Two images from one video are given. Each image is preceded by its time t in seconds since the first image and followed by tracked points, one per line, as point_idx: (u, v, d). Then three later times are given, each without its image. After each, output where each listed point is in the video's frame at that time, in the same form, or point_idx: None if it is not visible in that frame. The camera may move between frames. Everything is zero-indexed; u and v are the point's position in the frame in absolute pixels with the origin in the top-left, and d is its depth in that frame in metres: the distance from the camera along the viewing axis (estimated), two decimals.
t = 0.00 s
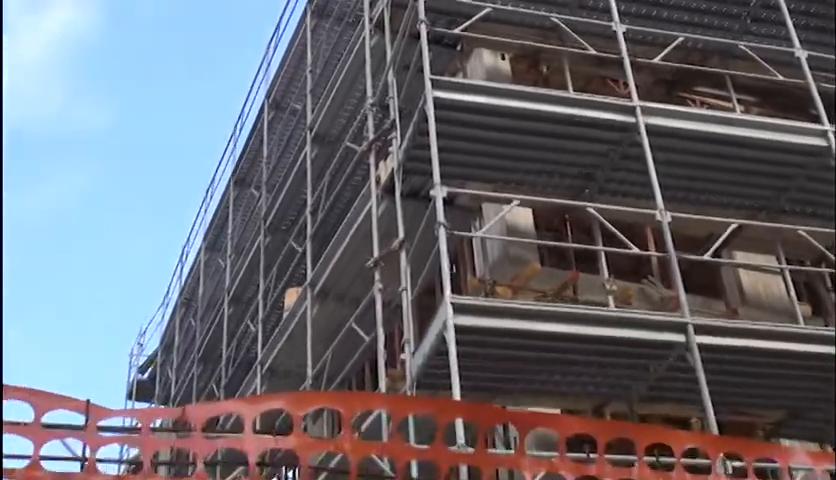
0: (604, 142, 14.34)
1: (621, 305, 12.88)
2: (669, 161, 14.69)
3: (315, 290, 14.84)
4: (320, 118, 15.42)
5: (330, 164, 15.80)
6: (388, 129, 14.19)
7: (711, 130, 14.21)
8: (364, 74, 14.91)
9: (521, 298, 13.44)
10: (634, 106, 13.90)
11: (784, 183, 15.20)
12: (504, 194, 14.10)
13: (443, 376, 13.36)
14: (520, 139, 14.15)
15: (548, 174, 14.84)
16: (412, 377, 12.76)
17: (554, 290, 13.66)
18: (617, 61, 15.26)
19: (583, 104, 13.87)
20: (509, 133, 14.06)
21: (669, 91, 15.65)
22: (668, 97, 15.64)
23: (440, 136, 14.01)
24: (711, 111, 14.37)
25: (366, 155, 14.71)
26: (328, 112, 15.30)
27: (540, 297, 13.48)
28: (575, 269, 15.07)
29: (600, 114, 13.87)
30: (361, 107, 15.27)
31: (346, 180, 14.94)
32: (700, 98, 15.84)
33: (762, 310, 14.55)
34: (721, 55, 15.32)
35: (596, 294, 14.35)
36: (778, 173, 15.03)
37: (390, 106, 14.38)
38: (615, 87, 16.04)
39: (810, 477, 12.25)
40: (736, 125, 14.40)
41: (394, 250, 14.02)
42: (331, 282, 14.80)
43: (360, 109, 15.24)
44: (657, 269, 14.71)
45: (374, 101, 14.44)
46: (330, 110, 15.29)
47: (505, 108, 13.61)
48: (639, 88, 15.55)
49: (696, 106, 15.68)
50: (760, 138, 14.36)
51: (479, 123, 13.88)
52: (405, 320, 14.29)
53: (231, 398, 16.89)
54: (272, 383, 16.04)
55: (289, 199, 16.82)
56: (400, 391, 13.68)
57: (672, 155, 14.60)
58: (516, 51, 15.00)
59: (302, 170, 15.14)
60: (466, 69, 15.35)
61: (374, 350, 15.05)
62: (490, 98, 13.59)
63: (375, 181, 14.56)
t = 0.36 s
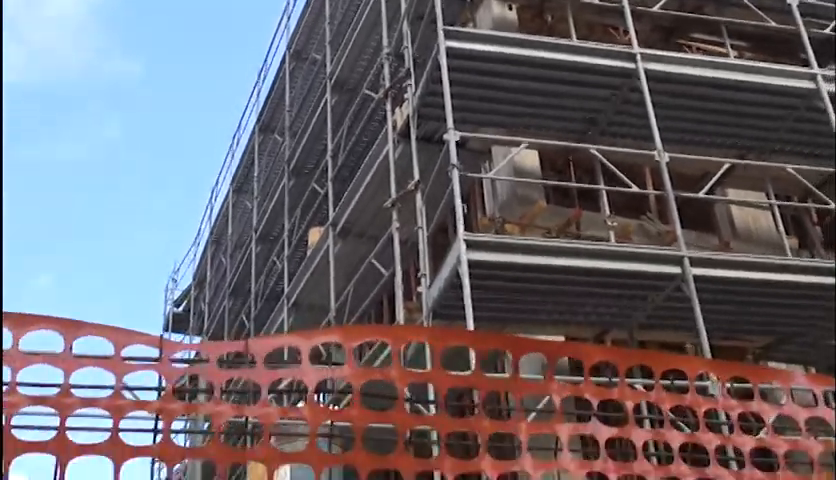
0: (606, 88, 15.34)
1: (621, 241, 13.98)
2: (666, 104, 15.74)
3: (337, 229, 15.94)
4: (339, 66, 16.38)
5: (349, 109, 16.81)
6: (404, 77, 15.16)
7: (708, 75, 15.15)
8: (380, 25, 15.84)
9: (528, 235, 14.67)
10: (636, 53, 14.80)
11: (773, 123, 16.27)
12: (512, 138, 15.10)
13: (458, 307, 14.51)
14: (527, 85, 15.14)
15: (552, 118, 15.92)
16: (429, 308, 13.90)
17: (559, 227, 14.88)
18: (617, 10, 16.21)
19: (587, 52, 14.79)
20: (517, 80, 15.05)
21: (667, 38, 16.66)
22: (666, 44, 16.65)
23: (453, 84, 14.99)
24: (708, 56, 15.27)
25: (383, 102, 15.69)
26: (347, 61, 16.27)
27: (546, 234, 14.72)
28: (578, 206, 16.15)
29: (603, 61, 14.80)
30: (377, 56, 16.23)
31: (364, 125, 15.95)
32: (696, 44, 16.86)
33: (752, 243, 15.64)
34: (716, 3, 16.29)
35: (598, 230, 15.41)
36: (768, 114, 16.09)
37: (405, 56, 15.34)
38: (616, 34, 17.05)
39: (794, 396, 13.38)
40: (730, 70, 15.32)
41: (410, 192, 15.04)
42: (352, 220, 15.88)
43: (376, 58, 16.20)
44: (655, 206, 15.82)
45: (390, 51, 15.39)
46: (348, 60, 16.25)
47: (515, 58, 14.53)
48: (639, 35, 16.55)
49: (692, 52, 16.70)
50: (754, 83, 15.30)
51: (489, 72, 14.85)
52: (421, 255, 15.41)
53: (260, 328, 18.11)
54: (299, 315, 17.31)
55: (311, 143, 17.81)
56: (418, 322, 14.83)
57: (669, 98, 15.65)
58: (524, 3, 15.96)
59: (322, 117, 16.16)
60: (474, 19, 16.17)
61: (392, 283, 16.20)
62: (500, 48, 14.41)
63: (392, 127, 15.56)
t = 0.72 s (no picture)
0: (605, 60, 16.38)
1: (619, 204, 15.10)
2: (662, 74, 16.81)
3: (354, 195, 17.06)
4: (355, 43, 17.43)
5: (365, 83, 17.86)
6: (416, 53, 16.20)
7: (701, 47, 16.18)
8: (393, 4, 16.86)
9: (532, 199, 15.68)
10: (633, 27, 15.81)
11: (762, 91, 17.36)
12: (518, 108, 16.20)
13: (469, 268, 15.65)
14: (531, 59, 16.19)
15: (555, 88, 17.01)
16: (442, 268, 15.04)
17: (562, 192, 15.86)
18: None
19: (588, 27, 15.81)
20: (522, 54, 16.09)
21: (661, 12, 17.71)
22: (660, 17, 17.70)
23: (462, 59, 16.03)
24: (701, 29, 16.28)
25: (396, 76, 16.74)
26: (362, 38, 17.30)
27: (549, 198, 15.70)
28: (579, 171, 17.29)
29: (603, 35, 15.82)
30: (391, 33, 17.27)
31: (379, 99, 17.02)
32: (689, 17, 17.91)
33: (742, 204, 16.79)
34: None
35: (598, 193, 16.50)
36: (757, 82, 17.16)
37: (417, 33, 16.36)
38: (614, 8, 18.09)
39: (780, 344, 14.58)
40: (730, 40, 16.32)
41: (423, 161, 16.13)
42: (369, 188, 17.00)
43: (390, 34, 17.23)
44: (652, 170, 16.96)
45: (403, 28, 16.41)
46: (364, 36, 17.29)
47: (520, 34, 15.54)
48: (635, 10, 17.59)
49: (685, 25, 17.75)
50: (744, 53, 16.34)
51: (496, 47, 15.89)
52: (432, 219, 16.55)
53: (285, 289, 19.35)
54: (322, 276, 18.62)
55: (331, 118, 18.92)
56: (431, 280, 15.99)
57: (664, 69, 16.72)
58: None
59: (339, 91, 17.23)
60: None
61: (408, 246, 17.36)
62: (507, 24, 15.41)
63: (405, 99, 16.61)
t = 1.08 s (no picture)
0: (606, 37, 17.40)
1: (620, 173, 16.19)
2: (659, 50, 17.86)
3: (371, 169, 18.13)
4: (370, 26, 18.47)
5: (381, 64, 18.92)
6: (428, 35, 17.21)
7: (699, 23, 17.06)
8: None
9: (541, 170, 16.58)
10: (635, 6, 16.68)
11: (755, 64, 18.39)
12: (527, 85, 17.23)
13: (481, 235, 16.76)
14: (537, 38, 17.22)
15: (559, 66, 18.09)
16: (456, 236, 16.14)
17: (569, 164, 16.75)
18: None
19: (592, 7, 16.69)
20: (528, 34, 17.10)
21: None
22: None
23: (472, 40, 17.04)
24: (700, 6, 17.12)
25: (410, 57, 17.77)
26: (377, 22, 18.34)
27: (557, 170, 16.59)
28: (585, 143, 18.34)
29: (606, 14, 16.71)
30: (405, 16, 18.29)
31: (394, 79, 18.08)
32: None
33: (737, 171, 17.89)
34: None
35: (601, 163, 17.60)
36: (750, 56, 18.19)
37: (429, 16, 17.37)
38: None
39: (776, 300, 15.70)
40: (724, 18, 17.19)
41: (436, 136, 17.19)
42: (386, 164, 18.11)
43: (403, 18, 18.25)
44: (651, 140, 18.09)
45: (415, 12, 17.43)
46: (379, 20, 18.33)
47: (528, 14, 16.43)
48: None
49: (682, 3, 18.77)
50: (740, 28, 17.21)
51: (504, 27, 16.87)
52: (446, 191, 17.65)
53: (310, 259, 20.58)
54: (343, 245, 19.94)
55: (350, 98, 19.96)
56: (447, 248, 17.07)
57: (662, 45, 17.76)
58: None
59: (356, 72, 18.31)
60: None
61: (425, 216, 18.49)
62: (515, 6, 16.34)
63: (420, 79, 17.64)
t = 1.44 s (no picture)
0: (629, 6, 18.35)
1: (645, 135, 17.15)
2: (682, 16, 18.80)
3: (409, 139, 19.19)
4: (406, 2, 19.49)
5: (416, 37, 19.98)
6: (460, 9, 18.24)
7: None
8: None
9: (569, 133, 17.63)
10: None
11: (774, 28, 19.27)
12: (555, 54, 18.22)
13: (514, 196, 17.79)
14: (563, 8, 18.20)
15: (585, 34, 19.07)
16: (490, 198, 17.21)
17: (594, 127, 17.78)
18: None
19: None
20: (555, 4, 18.07)
21: None
22: None
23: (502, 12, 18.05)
24: None
25: (444, 30, 18.78)
26: None
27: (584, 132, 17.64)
28: (610, 107, 19.31)
29: None
30: None
31: (429, 51, 19.12)
32: None
33: (758, 130, 18.83)
34: None
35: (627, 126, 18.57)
36: (769, 20, 19.06)
37: None
38: None
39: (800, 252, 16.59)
40: None
41: (471, 105, 18.22)
42: (423, 132, 19.19)
43: None
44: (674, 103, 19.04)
45: None
46: None
47: None
48: None
49: None
50: None
51: None
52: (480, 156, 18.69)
53: (354, 224, 21.73)
54: (385, 209, 21.13)
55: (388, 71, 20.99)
56: (483, 210, 18.11)
57: (684, 11, 18.69)
58: None
59: (393, 45, 19.35)
60: None
61: (462, 181, 19.55)
62: None
63: (453, 51, 18.65)
